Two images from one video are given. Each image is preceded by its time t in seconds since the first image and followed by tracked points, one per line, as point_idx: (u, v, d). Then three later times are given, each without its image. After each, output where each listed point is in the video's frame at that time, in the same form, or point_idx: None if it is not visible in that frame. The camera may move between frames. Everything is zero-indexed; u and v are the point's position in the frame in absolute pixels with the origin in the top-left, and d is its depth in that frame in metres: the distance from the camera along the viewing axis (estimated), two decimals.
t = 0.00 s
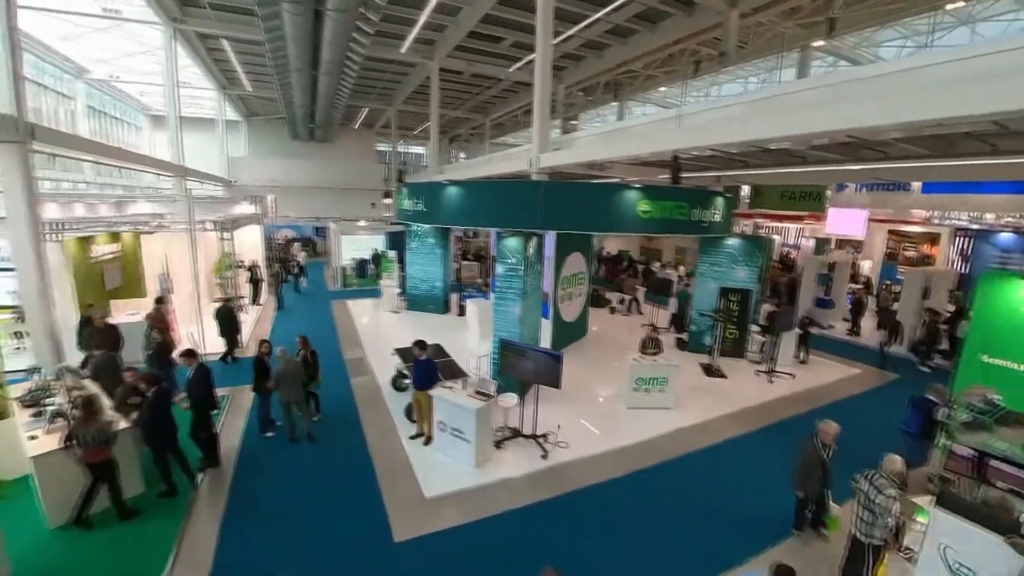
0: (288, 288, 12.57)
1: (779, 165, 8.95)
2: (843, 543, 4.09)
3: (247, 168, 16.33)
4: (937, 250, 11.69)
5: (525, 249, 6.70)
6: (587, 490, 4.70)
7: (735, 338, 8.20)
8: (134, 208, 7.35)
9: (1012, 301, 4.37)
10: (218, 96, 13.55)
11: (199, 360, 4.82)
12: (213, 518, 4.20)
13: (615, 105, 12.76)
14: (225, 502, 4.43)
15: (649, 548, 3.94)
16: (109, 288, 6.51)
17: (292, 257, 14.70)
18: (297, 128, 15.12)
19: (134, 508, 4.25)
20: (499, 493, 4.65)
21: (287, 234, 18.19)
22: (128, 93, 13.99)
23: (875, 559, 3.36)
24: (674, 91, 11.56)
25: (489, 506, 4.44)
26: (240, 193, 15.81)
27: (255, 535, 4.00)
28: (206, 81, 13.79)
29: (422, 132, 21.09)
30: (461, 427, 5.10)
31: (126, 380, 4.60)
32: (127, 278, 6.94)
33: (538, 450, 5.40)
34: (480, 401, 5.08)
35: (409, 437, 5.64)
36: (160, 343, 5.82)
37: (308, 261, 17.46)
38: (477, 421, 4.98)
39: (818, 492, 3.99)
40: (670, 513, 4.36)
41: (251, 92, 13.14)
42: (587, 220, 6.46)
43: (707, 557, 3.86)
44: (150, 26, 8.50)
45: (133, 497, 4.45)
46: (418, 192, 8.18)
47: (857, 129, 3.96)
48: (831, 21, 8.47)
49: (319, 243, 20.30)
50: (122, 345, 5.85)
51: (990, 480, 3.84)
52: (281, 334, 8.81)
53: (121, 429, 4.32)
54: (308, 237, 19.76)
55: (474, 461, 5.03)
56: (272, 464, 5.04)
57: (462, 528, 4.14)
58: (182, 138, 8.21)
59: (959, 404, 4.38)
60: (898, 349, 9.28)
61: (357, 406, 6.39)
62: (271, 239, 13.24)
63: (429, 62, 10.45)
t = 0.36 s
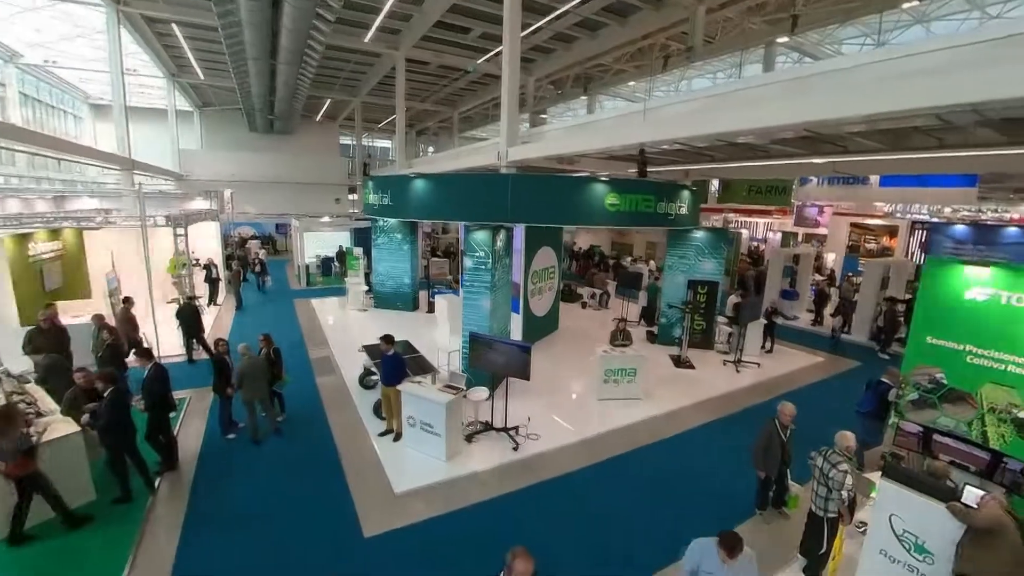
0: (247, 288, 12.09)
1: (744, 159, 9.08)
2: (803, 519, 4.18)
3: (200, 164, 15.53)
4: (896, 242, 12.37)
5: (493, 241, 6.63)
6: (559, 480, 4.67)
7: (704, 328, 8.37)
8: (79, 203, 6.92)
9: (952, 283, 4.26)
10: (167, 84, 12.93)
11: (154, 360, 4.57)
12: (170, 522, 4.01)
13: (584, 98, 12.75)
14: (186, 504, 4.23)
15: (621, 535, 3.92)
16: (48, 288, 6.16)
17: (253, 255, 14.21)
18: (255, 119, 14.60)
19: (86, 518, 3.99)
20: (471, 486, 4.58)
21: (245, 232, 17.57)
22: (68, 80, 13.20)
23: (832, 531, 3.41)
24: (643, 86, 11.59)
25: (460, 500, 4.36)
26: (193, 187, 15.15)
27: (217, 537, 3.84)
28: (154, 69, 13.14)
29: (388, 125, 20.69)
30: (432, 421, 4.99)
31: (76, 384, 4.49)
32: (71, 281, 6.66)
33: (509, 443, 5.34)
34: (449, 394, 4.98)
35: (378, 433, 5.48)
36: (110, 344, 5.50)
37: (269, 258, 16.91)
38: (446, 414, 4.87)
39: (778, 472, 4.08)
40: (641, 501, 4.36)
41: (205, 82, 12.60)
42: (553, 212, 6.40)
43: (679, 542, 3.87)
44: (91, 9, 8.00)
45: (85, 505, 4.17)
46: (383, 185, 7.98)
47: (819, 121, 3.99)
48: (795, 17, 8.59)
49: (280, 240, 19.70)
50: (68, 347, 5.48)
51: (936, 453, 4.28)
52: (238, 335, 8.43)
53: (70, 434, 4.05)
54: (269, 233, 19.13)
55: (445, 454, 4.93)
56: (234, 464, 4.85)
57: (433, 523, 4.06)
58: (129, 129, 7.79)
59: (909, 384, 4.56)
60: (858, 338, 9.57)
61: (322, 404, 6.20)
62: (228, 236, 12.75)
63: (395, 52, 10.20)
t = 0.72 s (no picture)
0: (202, 291, 11.58)
1: (710, 153, 9.17)
2: (766, 501, 4.21)
3: (145, 155, 15.12)
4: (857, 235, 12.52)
5: (460, 236, 6.45)
6: (531, 473, 4.59)
7: (672, 321, 8.38)
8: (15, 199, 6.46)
9: (901, 271, 4.47)
10: (109, 71, 12.27)
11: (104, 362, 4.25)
12: (120, 530, 3.76)
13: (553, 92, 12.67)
14: (139, 512, 3.97)
15: (594, 527, 3.86)
16: None
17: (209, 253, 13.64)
18: (209, 110, 14.01)
19: (30, 533, 3.67)
20: (441, 482, 4.45)
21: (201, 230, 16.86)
22: None
23: (789, 511, 3.47)
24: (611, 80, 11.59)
25: (430, 497, 4.24)
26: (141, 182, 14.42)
27: (174, 542, 3.64)
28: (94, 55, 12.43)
29: (351, 118, 20.20)
30: (399, 418, 4.80)
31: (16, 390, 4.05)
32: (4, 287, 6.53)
33: (479, 438, 5.21)
34: (417, 390, 4.81)
35: (344, 433, 5.24)
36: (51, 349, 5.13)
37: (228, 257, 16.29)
38: (414, 409, 4.71)
39: (742, 456, 4.14)
40: (614, 492, 4.31)
41: (152, 69, 11.99)
42: (522, 206, 6.33)
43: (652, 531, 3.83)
44: None
45: (25, 520, 3.80)
46: (347, 179, 7.72)
47: (782, 114, 3.98)
48: (757, 13, 8.69)
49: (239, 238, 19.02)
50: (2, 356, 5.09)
51: (888, 433, 4.26)
52: (191, 339, 8.01)
53: (12, 443, 3.69)
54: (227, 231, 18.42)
55: (414, 451, 4.76)
56: (190, 468, 4.59)
57: (402, 520, 3.93)
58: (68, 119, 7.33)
59: (862, 367, 4.68)
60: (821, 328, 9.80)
61: (284, 405, 5.96)
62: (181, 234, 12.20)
63: (357, 42, 9.91)
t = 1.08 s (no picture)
0: (157, 292, 11.12)
1: (677, 150, 9.31)
2: (731, 488, 4.32)
3: (90, 150, 14.09)
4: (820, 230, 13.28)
5: (430, 233, 6.42)
6: (503, 468, 4.58)
7: (643, 315, 8.54)
8: None
9: (855, 263, 4.60)
10: (52, 59, 11.60)
11: (56, 368, 4.04)
12: (74, 540, 3.59)
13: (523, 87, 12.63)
14: (94, 520, 3.79)
15: (568, 521, 3.88)
16: None
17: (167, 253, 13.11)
18: (164, 102, 13.44)
19: None
20: (413, 480, 4.39)
21: (158, 229, 16.19)
22: None
23: (750, 496, 3.57)
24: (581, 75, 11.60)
25: (402, 496, 4.18)
26: (90, 178, 13.72)
27: (134, 550, 3.49)
28: (35, 42, 11.73)
29: (315, 112, 19.70)
30: (369, 417, 4.72)
31: None
32: None
33: (451, 435, 5.17)
34: (388, 388, 4.73)
35: (313, 435, 5.12)
36: None
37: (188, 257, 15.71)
38: (384, 408, 4.63)
39: (706, 444, 4.24)
40: (587, 485, 4.34)
41: (99, 58, 11.40)
42: (493, 203, 6.31)
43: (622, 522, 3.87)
44: None
45: None
46: (312, 175, 7.49)
47: (745, 113, 4.05)
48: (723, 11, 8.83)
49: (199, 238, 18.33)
50: None
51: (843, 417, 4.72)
52: (149, 343, 7.68)
53: None
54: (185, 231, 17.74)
55: (385, 450, 4.69)
56: (148, 474, 4.41)
57: (374, 519, 3.88)
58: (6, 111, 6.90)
59: (820, 356, 4.82)
60: (785, 320, 10.09)
61: (249, 407, 5.79)
62: (135, 234, 11.67)
63: (320, 33, 9.69)
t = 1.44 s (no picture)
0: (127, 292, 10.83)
1: (652, 147, 9.51)
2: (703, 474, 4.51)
3: (54, 145, 13.68)
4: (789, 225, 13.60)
5: (408, 230, 6.40)
6: (484, 460, 4.68)
7: (619, 309, 8.70)
8: None
9: (817, 256, 4.80)
10: (10, 50, 11.15)
11: (28, 369, 3.96)
12: (52, 543, 3.55)
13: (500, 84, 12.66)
14: (70, 523, 3.76)
15: (547, 509, 4.01)
16: None
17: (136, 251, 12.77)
18: (129, 96, 13.05)
19: None
20: (395, 474, 4.46)
21: (125, 226, 15.73)
22: None
23: (721, 481, 3.75)
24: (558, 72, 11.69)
25: (385, 489, 4.25)
26: (52, 174, 13.26)
27: (117, 550, 3.50)
28: None
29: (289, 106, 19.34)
30: (351, 413, 4.75)
31: None
32: None
33: (432, 429, 5.24)
34: (369, 384, 4.79)
35: (294, 432, 5.12)
36: None
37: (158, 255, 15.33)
38: (366, 404, 4.68)
39: (679, 432, 4.42)
40: (566, 475, 4.48)
41: (60, 49, 11.00)
42: (472, 200, 6.38)
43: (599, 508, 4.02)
44: None
45: None
46: (287, 172, 7.42)
47: (714, 113, 4.22)
48: (695, 11, 9.02)
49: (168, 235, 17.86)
50: None
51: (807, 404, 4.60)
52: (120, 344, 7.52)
53: None
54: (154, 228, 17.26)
55: (367, 446, 4.74)
56: (125, 474, 4.37)
57: (358, 514, 3.94)
58: None
59: (786, 345, 5.04)
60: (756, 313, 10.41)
61: (227, 406, 5.75)
62: (102, 231, 11.35)
63: (294, 27, 9.61)
